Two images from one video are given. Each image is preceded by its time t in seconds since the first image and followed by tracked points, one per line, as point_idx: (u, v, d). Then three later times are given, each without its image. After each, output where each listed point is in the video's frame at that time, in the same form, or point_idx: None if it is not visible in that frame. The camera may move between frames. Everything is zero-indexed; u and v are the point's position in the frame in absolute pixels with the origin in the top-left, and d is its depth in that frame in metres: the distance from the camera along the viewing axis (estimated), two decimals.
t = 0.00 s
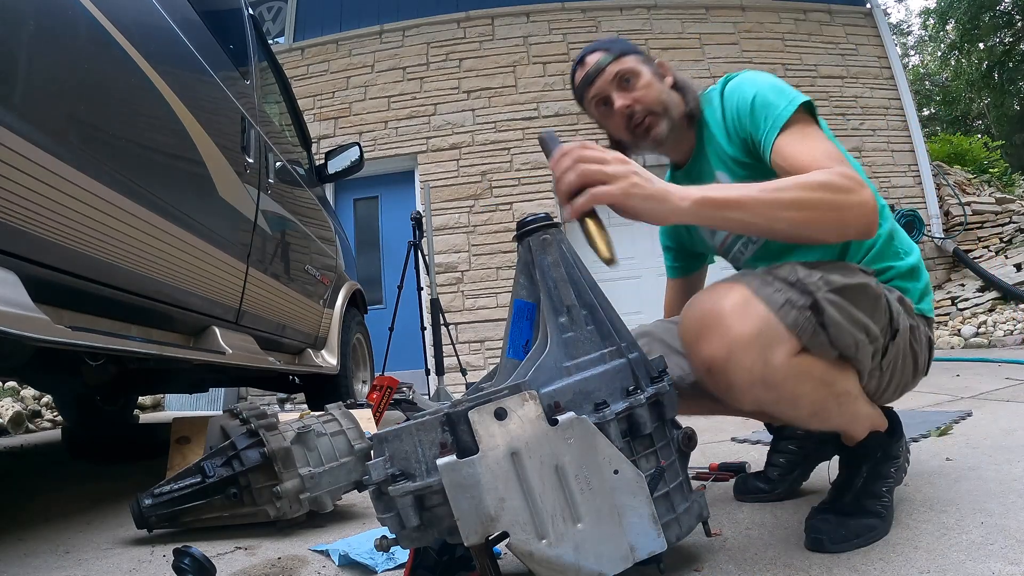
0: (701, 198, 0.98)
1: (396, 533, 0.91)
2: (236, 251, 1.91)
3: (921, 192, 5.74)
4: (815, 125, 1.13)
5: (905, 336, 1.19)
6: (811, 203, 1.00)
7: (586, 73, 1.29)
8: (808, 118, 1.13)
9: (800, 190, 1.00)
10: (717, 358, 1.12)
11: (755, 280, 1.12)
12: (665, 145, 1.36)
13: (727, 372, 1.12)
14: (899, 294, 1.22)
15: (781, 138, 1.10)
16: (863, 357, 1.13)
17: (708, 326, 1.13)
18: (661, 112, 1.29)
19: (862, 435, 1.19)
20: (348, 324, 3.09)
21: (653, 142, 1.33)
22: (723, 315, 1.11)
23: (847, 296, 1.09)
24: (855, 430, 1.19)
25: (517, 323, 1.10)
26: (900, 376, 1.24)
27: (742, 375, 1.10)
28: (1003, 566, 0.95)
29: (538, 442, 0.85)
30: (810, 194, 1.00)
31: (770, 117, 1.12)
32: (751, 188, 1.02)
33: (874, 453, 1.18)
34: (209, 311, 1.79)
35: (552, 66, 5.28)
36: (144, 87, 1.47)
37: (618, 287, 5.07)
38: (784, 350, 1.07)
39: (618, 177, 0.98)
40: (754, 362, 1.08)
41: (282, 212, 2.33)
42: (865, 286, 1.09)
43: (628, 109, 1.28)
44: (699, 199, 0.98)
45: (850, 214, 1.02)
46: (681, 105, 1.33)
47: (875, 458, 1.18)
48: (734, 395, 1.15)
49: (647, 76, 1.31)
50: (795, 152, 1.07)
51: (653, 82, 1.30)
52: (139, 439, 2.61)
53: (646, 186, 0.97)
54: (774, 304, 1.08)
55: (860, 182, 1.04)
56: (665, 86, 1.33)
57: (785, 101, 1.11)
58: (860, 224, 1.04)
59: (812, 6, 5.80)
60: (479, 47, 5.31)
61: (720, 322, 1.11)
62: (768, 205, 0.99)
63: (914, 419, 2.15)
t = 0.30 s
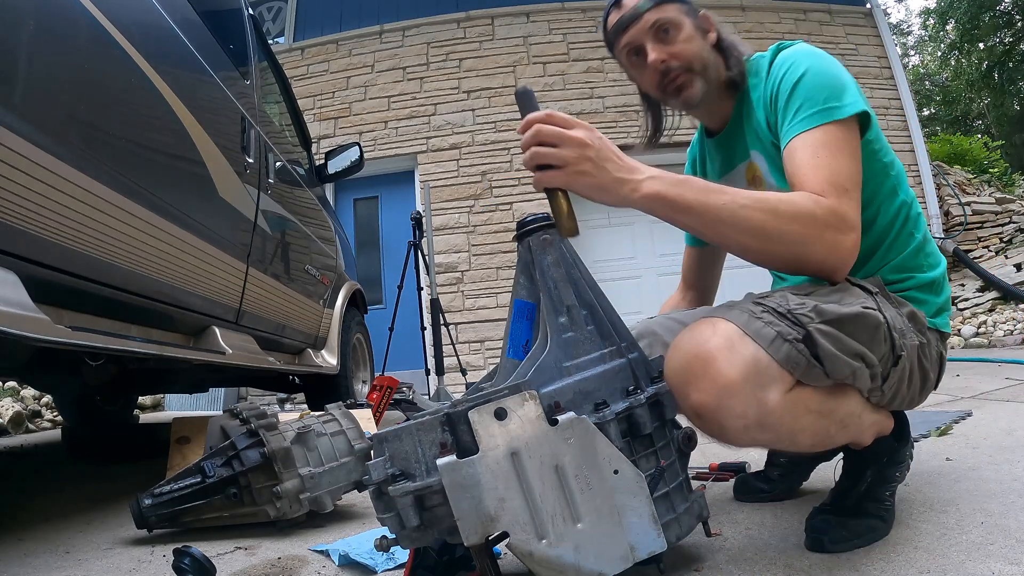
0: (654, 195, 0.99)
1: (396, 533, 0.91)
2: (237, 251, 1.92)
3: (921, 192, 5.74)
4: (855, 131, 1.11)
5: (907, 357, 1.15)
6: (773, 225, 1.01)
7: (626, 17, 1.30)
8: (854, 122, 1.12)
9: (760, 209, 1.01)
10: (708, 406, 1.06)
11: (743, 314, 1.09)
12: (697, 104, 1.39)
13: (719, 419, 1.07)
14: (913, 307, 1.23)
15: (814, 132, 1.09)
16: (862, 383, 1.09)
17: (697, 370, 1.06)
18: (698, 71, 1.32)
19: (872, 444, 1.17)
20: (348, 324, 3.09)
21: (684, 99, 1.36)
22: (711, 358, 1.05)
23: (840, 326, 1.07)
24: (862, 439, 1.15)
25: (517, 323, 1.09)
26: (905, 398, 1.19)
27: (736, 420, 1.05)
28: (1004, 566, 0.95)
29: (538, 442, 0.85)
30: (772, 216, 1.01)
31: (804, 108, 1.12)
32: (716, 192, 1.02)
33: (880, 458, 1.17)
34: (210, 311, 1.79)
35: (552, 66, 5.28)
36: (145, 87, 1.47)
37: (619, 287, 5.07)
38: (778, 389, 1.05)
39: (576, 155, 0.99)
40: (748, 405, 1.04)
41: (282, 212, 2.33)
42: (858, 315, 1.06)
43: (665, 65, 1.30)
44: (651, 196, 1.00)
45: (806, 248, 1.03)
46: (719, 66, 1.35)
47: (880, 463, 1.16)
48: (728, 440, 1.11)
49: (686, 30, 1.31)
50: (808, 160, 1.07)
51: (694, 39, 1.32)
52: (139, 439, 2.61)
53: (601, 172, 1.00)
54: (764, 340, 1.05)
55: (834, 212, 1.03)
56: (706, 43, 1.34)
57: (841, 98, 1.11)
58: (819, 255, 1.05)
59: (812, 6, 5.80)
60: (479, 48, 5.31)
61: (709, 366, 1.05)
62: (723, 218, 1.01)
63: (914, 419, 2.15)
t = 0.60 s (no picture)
0: (620, 151, 1.02)
1: (396, 533, 0.91)
2: (237, 251, 1.92)
3: (921, 192, 5.74)
4: (853, 163, 1.11)
5: (906, 357, 1.15)
6: (725, 223, 1.01)
7: None
8: (851, 148, 1.10)
9: (718, 200, 1.01)
10: (711, 411, 1.03)
11: (743, 314, 1.08)
12: (713, 89, 1.38)
13: (722, 423, 1.04)
14: (911, 311, 1.23)
15: (809, 144, 1.09)
16: (863, 382, 1.09)
17: (698, 374, 1.03)
18: (720, 55, 1.31)
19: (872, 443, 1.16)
20: (348, 324, 3.09)
21: (700, 82, 1.35)
22: (712, 361, 1.03)
23: (839, 325, 1.06)
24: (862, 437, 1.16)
25: (516, 322, 1.09)
26: (903, 399, 1.18)
27: (739, 423, 1.04)
28: (1004, 566, 0.95)
29: (539, 442, 0.85)
30: (727, 214, 1.01)
31: (804, 120, 1.12)
32: (687, 167, 1.03)
33: (879, 459, 1.17)
34: (210, 311, 1.79)
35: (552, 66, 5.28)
36: (145, 87, 1.47)
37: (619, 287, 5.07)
38: (780, 389, 1.04)
39: (562, 96, 1.04)
40: (750, 407, 1.02)
41: (282, 211, 2.33)
42: (856, 315, 1.07)
43: (687, 42, 1.29)
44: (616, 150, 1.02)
45: (751, 251, 1.03)
46: (740, 54, 1.35)
47: (879, 464, 1.16)
48: (729, 444, 1.09)
49: (714, 8, 1.30)
50: (788, 170, 1.07)
51: (720, 19, 1.30)
52: (139, 439, 2.61)
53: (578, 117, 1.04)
54: (765, 339, 1.04)
55: (788, 228, 1.02)
56: (732, 27, 1.33)
57: (856, 123, 1.12)
58: (761, 264, 1.04)
59: (812, 6, 5.80)
60: (479, 47, 5.31)
61: (710, 368, 1.03)
62: (677, 199, 1.01)
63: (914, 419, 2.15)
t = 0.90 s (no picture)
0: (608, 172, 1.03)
1: (396, 533, 0.91)
2: (236, 251, 1.91)
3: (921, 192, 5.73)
4: (854, 168, 1.11)
5: (897, 359, 1.13)
6: (710, 237, 1.04)
7: None
8: (854, 151, 1.11)
9: (703, 218, 1.02)
10: (698, 414, 1.00)
11: (731, 316, 1.06)
12: (722, 97, 1.38)
13: (708, 426, 1.01)
14: (910, 313, 1.23)
15: (807, 148, 1.09)
16: (852, 383, 1.07)
17: (683, 375, 1.00)
18: (726, 61, 1.31)
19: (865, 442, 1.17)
20: (348, 324, 3.09)
21: (708, 90, 1.35)
22: (698, 362, 1.00)
23: (823, 326, 1.05)
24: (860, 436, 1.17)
25: (517, 322, 1.09)
26: (899, 401, 1.18)
27: (725, 425, 1.01)
28: (1003, 566, 0.95)
29: (539, 442, 0.85)
30: (711, 229, 1.03)
31: (808, 121, 1.12)
32: (673, 186, 1.02)
33: (876, 458, 1.17)
34: (209, 311, 1.79)
35: (552, 66, 5.28)
36: (145, 88, 1.47)
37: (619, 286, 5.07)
38: (767, 391, 1.02)
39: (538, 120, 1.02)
40: (736, 408, 1.00)
41: (282, 211, 2.33)
42: (843, 316, 1.05)
43: (692, 50, 1.28)
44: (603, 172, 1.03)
45: (735, 262, 1.06)
46: (747, 58, 1.34)
47: (878, 463, 1.17)
48: (715, 447, 1.06)
49: (717, 13, 1.29)
50: (782, 178, 1.07)
51: (724, 23, 1.29)
52: (139, 439, 2.62)
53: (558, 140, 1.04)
54: (752, 339, 1.02)
55: (774, 242, 1.04)
56: (735, 29, 1.32)
57: (861, 126, 1.12)
58: (746, 274, 1.08)
59: (812, 6, 5.80)
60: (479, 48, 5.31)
61: (696, 372, 1.00)
62: (663, 213, 1.03)
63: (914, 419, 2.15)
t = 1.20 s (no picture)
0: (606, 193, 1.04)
1: (396, 533, 0.91)
2: (237, 251, 1.92)
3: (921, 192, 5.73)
4: (860, 159, 1.11)
5: (911, 352, 1.14)
6: (717, 239, 1.06)
7: (648, 18, 1.28)
8: (860, 142, 1.11)
9: (707, 224, 1.05)
10: (719, 379, 1.08)
11: (755, 291, 1.11)
12: (726, 115, 1.39)
13: (729, 392, 1.09)
14: (923, 315, 1.23)
15: (814, 139, 1.09)
16: (866, 369, 1.08)
17: (707, 344, 1.10)
18: (727, 78, 1.32)
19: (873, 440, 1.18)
20: (348, 324, 3.09)
21: (712, 107, 1.37)
22: (719, 334, 1.08)
23: (845, 308, 1.08)
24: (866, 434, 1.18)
25: (517, 322, 1.09)
26: (908, 400, 1.18)
27: (745, 395, 1.07)
28: (1003, 566, 0.95)
29: (539, 442, 0.85)
30: (717, 232, 1.05)
31: (812, 115, 1.12)
32: (674, 197, 1.04)
33: (883, 458, 1.17)
34: (209, 311, 1.79)
35: (552, 65, 5.28)
36: (145, 88, 1.47)
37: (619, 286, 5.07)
38: (785, 365, 1.05)
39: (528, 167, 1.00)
40: (756, 379, 1.05)
41: (282, 212, 2.33)
42: (862, 301, 1.07)
43: (694, 71, 1.30)
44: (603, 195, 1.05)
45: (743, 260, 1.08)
46: (747, 73, 1.35)
47: (883, 464, 1.17)
48: (738, 416, 1.12)
49: (714, 32, 1.30)
50: (789, 172, 1.08)
51: (722, 40, 1.30)
52: (139, 439, 2.62)
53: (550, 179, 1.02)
54: (773, 314, 1.06)
55: (783, 237, 1.05)
56: (733, 44, 1.33)
57: (866, 117, 1.12)
58: (757, 267, 1.10)
59: (812, 6, 5.79)
60: (479, 48, 5.31)
61: (717, 342, 1.08)
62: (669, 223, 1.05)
63: (914, 419, 2.15)
